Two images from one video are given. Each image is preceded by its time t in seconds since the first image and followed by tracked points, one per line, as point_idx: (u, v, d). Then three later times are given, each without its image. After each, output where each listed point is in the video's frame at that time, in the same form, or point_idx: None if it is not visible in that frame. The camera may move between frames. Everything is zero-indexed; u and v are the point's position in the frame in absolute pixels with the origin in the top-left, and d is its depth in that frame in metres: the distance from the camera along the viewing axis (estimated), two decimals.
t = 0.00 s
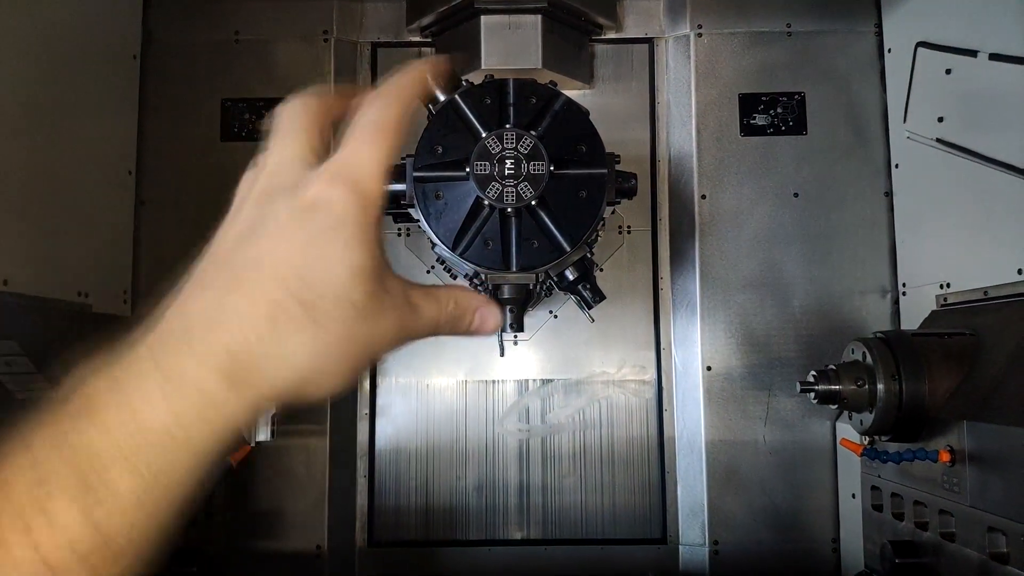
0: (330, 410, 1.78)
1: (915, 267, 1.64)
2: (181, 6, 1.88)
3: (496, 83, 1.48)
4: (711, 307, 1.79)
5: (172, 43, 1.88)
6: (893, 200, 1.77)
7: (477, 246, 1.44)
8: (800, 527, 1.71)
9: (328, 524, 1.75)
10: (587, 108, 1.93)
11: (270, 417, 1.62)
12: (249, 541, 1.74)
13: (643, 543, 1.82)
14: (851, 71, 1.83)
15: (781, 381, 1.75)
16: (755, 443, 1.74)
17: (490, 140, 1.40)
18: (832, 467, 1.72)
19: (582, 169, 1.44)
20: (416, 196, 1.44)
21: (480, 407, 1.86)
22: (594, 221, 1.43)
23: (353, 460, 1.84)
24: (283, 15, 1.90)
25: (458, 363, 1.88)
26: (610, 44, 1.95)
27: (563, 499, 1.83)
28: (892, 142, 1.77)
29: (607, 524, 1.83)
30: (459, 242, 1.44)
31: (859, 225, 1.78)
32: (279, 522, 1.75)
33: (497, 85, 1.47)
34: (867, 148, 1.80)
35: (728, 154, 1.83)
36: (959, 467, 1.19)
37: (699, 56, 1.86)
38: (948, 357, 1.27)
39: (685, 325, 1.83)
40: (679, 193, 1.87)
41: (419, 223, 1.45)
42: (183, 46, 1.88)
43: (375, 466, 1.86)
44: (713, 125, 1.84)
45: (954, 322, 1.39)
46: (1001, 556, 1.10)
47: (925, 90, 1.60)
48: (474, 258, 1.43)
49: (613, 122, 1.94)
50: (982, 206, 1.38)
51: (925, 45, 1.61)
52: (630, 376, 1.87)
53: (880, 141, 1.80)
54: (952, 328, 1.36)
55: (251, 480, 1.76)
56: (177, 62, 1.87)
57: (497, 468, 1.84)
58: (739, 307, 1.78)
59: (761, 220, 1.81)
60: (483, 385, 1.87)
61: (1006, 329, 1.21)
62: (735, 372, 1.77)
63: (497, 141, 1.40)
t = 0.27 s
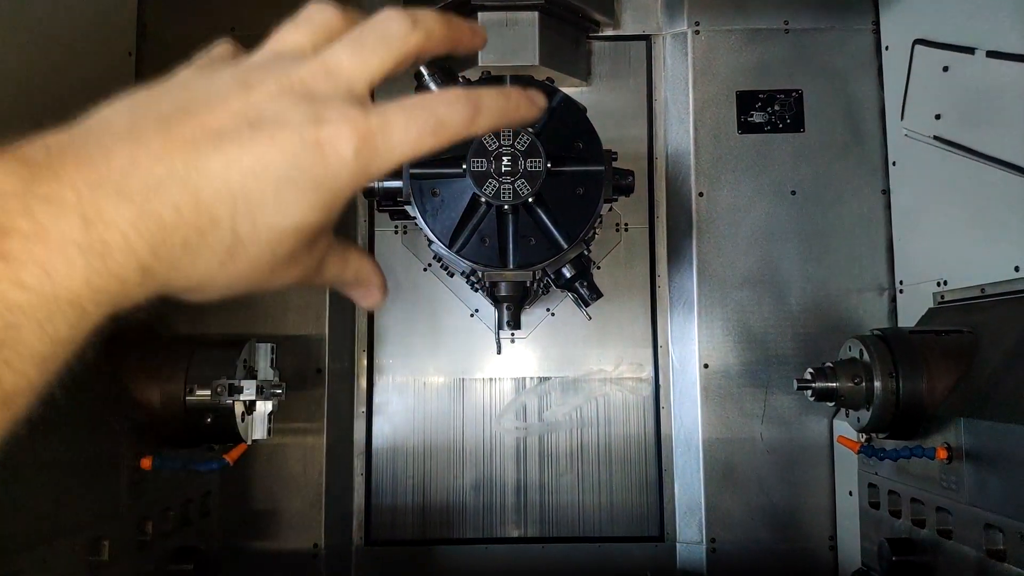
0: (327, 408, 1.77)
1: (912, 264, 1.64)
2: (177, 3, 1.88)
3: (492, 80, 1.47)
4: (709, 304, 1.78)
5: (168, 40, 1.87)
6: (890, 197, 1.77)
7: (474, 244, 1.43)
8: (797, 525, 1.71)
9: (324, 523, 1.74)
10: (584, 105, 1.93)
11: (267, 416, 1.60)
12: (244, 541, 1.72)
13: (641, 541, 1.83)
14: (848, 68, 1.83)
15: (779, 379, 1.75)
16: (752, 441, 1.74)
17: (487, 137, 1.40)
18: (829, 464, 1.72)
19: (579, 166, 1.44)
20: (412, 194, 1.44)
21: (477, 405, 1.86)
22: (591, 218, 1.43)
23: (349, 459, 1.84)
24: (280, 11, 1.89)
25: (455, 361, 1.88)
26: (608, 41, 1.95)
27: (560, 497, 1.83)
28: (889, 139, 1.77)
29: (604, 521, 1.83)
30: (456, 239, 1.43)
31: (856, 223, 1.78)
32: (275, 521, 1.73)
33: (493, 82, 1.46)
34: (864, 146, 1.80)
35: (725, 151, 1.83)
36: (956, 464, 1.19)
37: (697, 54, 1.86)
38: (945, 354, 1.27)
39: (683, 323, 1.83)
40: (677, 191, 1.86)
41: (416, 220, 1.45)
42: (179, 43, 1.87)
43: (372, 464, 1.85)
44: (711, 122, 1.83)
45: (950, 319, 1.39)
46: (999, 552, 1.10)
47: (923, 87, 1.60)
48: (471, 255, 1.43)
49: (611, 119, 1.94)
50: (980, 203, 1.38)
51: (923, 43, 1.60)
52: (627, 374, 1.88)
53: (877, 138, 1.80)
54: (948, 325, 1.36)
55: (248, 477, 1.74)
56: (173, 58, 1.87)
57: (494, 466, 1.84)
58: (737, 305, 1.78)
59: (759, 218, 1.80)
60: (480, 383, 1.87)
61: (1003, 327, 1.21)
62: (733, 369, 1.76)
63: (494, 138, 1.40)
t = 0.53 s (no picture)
0: (325, 408, 1.77)
1: (910, 261, 1.64)
2: (172, 3, 1.87)
3: (490, 78, 1.47)
4: (708, 302, 1.78)
5: (164, 41, 1.86)
6: (888, 193, 1.77)
7: (472, 243, 1.43)
8: (797, 522, 1.71)
9: (324, 524, 1.74)
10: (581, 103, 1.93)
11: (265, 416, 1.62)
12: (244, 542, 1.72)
13: (641, 539, 1.82)
14: (845, 65, 1.83)
15: (777, 376, 1.75)
16: (751, 439, 1.74)
17: (484, 136, 1.40)
18: (829, 461, 1.72)
19: (577, 165, 1.44)
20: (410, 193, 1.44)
21: (476, 405, 1.86)
22: (589, 217, 1.43)
23: (348, 459, 1.84)
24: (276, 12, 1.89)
25: (453, 361, 1.88)
26: (604, 40, 1.95)
27: (560, 496, 1.83)
28: (886, 135, 1.77)
29: (604, 520, 1.83)
30: (453, 238, 1.43)
31: (854, 219, 1.78)
32: (275, 522, 1.73)
33: (490, 81, 1.46)
34: (861, 142, 1.80)
35: (723, 149, 1.82)
36: (956, 460, 1.19)
37: (693, 51, 1.86)
38: (944, 351, 1.27)
39: (681, 321, 1.83)
40: (675, 189, 1.86)
41: (414, 219, 1.44)
42: (175, 44, 1.87)
43: (371, 464, 1.85)
44: (708, 120, 1.83)
45: (949, 315, 1.39)
46: (999, 548, 1.10)
47: (920, 84, 1.60)
48: (469, 254, 1.43)
49: (608, 118, 1.94)
50: (977, 199, 1.38)
51: (919, 39, 1.60)
52: (626, 373, 1.88)
53: (874, 135, 1.80)
54: (947, 321, 1.36)
55: (247, 478, 1.74)
56: (169, 59, 1.86)
57: (494, 466, 1.84)
58: (735, 302, 1.78)
59: (757, 215, 1.80)
60: (478, 383, 1.87)
61: (1002, 322, 1.21)
62: (731, 367, 1.76)
63: (492, 137, 1.40)
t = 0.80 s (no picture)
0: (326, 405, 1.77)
1: (913, 262, 1.64)
2: None
3: (493, 77, 1.47)
4: (709, 302, 1.78)
5: (167, 37, 1.86)
6: (891, 194, 1.76)
7: (475, 241, 1.43)
8: (797, 522, 1.71)
9: (325, 521, 1.74)
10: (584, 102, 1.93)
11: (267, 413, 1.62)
12: (245, 538, 1.72)
13: (642, 538, 1.82)
14: (848, 66, 1.83)
15: (779, 377, 1.75)
16: (752, 439, 1.74)
17: (487, 135, 1.40)
18: (830, 462, 1.72)
19: (580, 164, 1.43)
20: (412, 190, 1.42)
21: (477, 403, 1.86)
22: (592, 216, 1.43)
23: (349, 456, 1.84)
24: (279, 8, 1.88)
25: (455, 359, 1.88)
26: (607, 39, 1.95)
27: (560, 495, 1.83)
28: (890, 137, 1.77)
29: (604, 519, 1.83)
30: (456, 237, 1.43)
31: (857, 220, 1.78)
32: (275, 518, 1.73)
33: (494, 79, 1.46)
34: (865, 143, 1.80)
35: (726, 148, 1.82)
36: (958, 461, 1.19)
37: (697, 51, 1.86)
38: (947, 353, 1.27)
39: (683, 321, 1.83)
40: (677, 188, 1.86)
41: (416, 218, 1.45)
42: (178, 40, 1.86)
43: (372, 462, 1.85)
44: (711, 120, 1.83)
45: (952, 317, 1.39)
46: (1000, 550, 1.10)
47: (924, 85, 1.60)
48: (472, 253, 1.43)
49: (610, 117, 1.94)
50: (981, 201, 1.38)
51: (924, 40, 1.60)
52: (627, 372, 1.88)
53: (878, 136, 1.79)
54: (952, 323, 1.35)
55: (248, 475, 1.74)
56: (172, 56, 1.86)
57: (494, 464, 1.84)
58: (737, 302, 1.78)
59: (760, 216, 1.80)
60: (480, 381, 1.87)
61: (1005, 324, 1.20)
62: (733, 367, 1.76)
63: (495, 135, 1.40)
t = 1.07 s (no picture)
0: (325, 404, 1.76)
1: (912, 259, 1.64)
2: None
3: (490, 74, 1.46)
4: (708, 300, 1.78)
5: (162, 35, 1.85)
6: (889, 190, 1.76)
7: (472, 239, 1.43)
8: (797, 520, 1.70)
9: (324, 520, 1.74)
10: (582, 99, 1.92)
11: (264, 412, 1.61)
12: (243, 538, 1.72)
13: (642, 536, 1.82)
14: (847, 61, 1.82)
15: (778, 374, 1.75)
16: (752, 436, 1.73)
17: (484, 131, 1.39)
18: (829, 459, 1.72)
19: (578, 161, 1.43)
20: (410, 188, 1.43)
21: (476, 401, 1.85)
22: (590, 213, 1.42)
23: (348, 455, 1.83)
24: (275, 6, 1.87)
25: (453, 357, 1.87)
26: (605, 35, 1.95)
27: (558, 493, 1.83)
28: (888, 132, 1.76)
29: (603, 517, 1.82)
30: (454, 234, 1.42)
31: (855, 216, 1.77)
32: (274, 517, 1.73)
33: (491, 77, 1.46)
34: (863, 139, 1.79)
35: (724, 145, 1.82)
36: (957, 458, 1.19)
37: (695, 48, 1.85)
38: (946, 349, 1.27)
39: (681, 318, 1.83)
40: (676, 185, 1.86)
41: (414, 216, 1.44)
42: (173, 38, 1.86)
43: (370, 461, 1.85)
44: (709, 116, 1.82)
45: (952, 313, 1.39)
46: (1000, 547, 1.09)
47: (922, 80, 1.59)
48: (469, 251, 1.42)
49: (608, 114, 1.93)
50: (980, 197, 1.37)
51: (922, 35, 1.60)
52: (626, 369, 1.87)
53: (876, 132, 1.79)
54: (952, 319, 1.34)
55: (247, 474, 1.74)
56: (169, 54, 1.85)
57: (493, 462, 1.83)
58: (736, 300, 1.77)
59: (758, 212, 1.79)
60: (478, 379, 1.86)
61: (1005, 320, 1.20)
62: (732, 364, 1.76)
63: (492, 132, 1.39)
